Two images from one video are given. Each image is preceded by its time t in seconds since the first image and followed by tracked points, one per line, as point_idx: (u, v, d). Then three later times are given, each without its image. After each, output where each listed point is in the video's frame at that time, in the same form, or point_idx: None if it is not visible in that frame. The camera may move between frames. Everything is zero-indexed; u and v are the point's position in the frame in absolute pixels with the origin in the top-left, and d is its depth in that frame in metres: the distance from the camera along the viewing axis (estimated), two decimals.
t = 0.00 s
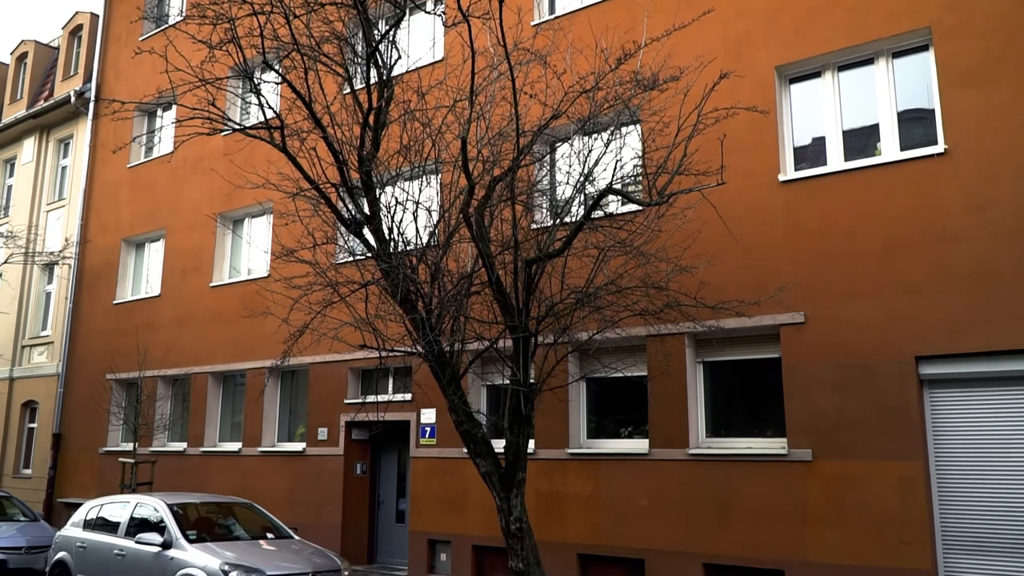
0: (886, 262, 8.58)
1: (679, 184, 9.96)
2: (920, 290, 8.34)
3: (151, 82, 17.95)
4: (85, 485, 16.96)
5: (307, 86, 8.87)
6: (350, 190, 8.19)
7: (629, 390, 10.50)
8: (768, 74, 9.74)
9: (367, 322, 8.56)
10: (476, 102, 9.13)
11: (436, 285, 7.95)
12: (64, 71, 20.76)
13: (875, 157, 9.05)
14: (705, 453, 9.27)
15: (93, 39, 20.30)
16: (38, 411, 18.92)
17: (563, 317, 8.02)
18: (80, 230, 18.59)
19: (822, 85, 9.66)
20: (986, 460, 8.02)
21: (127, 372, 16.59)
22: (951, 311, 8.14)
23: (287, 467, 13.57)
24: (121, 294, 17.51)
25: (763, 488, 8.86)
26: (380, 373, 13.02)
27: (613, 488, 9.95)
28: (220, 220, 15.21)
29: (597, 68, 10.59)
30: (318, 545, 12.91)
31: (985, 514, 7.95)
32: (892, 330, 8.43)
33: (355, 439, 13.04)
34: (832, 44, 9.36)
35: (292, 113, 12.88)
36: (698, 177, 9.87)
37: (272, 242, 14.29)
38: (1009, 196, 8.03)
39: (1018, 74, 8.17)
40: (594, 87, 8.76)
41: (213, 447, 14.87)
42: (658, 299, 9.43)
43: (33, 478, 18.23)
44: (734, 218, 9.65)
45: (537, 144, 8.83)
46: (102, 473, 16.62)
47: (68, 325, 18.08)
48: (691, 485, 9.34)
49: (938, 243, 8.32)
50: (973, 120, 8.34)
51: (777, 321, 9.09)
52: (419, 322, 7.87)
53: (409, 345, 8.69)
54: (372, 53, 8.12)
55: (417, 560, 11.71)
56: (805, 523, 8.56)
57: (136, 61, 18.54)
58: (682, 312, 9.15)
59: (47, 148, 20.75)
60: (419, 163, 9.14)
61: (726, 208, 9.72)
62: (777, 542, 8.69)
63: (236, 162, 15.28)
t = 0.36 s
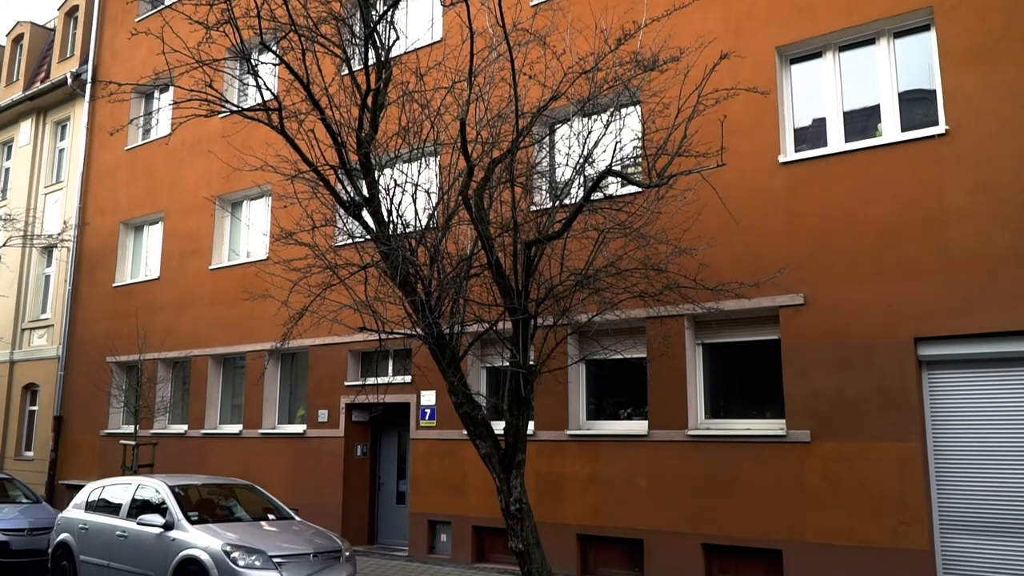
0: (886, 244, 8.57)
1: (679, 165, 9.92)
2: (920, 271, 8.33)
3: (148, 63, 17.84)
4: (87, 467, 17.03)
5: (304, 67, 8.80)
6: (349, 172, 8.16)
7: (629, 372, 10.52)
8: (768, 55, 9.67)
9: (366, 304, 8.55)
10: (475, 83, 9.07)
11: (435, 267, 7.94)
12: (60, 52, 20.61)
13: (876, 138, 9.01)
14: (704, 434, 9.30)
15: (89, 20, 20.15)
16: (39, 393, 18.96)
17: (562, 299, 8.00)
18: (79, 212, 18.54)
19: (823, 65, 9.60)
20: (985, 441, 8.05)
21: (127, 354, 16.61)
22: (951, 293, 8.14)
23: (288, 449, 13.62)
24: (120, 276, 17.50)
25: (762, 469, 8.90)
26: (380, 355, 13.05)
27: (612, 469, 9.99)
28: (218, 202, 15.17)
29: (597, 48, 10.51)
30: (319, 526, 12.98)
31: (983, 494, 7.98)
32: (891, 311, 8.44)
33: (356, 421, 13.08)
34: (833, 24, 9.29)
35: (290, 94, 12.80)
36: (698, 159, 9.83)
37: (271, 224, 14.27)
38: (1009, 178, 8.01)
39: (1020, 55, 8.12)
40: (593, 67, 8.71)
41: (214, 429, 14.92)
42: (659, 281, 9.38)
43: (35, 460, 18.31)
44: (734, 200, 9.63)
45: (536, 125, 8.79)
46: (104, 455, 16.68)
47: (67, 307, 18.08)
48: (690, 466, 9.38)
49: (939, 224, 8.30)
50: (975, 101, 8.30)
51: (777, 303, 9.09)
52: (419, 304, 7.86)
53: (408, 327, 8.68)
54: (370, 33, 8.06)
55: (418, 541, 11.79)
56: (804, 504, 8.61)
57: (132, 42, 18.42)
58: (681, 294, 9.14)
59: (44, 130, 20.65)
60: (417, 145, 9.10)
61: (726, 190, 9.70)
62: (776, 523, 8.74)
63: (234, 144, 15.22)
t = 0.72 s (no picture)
0: (886, 227, 8.55)
1: (679, 148, 9.89)
2: (920, 255, 8.32)
3: (145, 46, 17.74)
4: (89, 449, 17.09)
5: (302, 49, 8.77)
6: (347, 155, 8.14)
7: (628, 355, 10.54)
8: (769, 36, 9.61)
9: (365, 287, 8.55)
10: (474, 65, 9.03)
11: (435, 251, 7.93)
12: (57, 34, 20.47)
13: (877, 120, 8.97)
14: (703, 416, 9.33)
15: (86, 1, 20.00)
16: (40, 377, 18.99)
17: (562, 282, 7.97)
18: (78, 195, 18.50)
19: (824, 47, 9.54)
20: (983, 424, 8.07)
21: (128, 338, 16.62)
22: (950, 275, 8.15)
23: (289, 432, 13.68)
24: (120, 260, 17.49)
25: (760, 451, 8.94)
26: (380, 338, 13.07)
27: (611, 451, 10.03)
28: (217, 185, 15.15)
29: (597, 30, 10.44)
30: (320, 508, 13.05)
31: (981, 476, 8.01)
32: (890, 294, 8.45)
33: (356, 404, 13.13)
34: (835, 5, 9.23)
35: (288, 76, 12.75)
36: (698, 141, 9.80)
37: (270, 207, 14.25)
38: (1010, 160, 7.99)
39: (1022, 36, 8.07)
40: (593, 49, 8.67)
41: (215, 412, 14.96)
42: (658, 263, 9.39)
43: (37, 443, 18.36)
44: (734, 183, 9.61)
45: (535, 107, 8.75)
46: (105, 438, 16.74)
47: (67, 291, 18.09)
48: (689, 448, 9.42)
49: (939, 207, 8.29)
50: (976, 83, 8.26)
51: (777, 286, 9.10)
52: (418, 287, 7.87)
53: (408, 311, 8.68)
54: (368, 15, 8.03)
55: (418, 523, 11.86)
56: (802, 486, 8.66)
57: (129, 24, 18.30)
58: (681, 277, 9.14)
59: (42, 113, 20.55)
60: (416, 128, 9.07)
61: (727, 172, 9.68)
62: (774, 504, 8.79)
63: (233, 127, 15.17)
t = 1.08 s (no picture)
0: (887, 209, 8.54)
1: (679, 129, 9.85)
2: (921, 236, 8.31)
3: (142, 26, 17.62)
4: (91, 431, 17.14)
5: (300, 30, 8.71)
6: (346, 137, 8.11)
7: (627, 337, 10.54)
8: (770, 16, 9.54)
9: (364, 269, 8.54)
10: (473, 46, 8.98)
11: (434, 233, 7.92)
12: (53, 15, 20.32)
13: (878, 101, 8.92)
14: (703, 398, 9.34)
15: None
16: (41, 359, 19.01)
17: (561, 264, 7.96)
18: (76, 177, 18.44)
19: (826, 27, 9.47)
20: (982, 405, 8.08)
21: (128, 320, 16.63)
22: (950, 257, 8.14)
23: (289, 414, 13.71)
24: (119, 242, 17.46)
25: (759, 433, 8.97)
26: (380, 321, 13.08)
27: (611, 432, 10.07)
28: (216, 167, 15.09)
29: (597, 10, 10.35)
30: (321, 489, 13.11)
31: (979, 457, 8.04)
32: (890, 276, 8.44)
33: (356, 386, 13.16)
34: None
35: (285, 57, 12.66)
36: (698, 122, 9.76)
37: (269, 190, 14.21)
38: (1011, 141, 7.97)
39: None
40: (593, 29, 8.62)
41: (215, 394, 15.00)
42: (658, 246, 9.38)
43: (39, 425, 18.42)
44: (734, 164, 9.57)
45: (535, 88, 8.71)
46: (107, 420, 16.78)
47: (67, 274, 18.08)
48: (689, 429, 9.45)
49: (940, 188, 8.26)
50: (978, 63, 8.21)
51: (776, 268, 9.09)
52: (418, 270, 7.90)
53: (408, 293, 8.68)
54: None
55: (419, 504, 11.92)
56: (801, 467, 8.70)
57: (126, 4, 18.16)
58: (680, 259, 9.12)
59: (39, 94, 20.43)
60: (415, 110, 9.02)
61: (727, 154, 9.64)
62: (773, 485, 8.84)
63: (231, 108, 15.09)
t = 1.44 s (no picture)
0: (887, 191, 8.52)
1: (679, 112, 9.80)
2: (921, 219, 8.30)
3: (139, 9, 17.50)
4: (92, 415, 17.20)
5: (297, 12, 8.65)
6: (345, 120, 8.09)
7: (627, 320, 10.55)
8: None
9: (363, 253, 8.53)
10: (472, 28, 8.93)
11: (434, 217, 7.91)
12: None
13: (879, 83, 8.87)
14: (703, 381, 9.36)
15: None
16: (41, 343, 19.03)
17: (561, 248, 7.95)
18: (74, 160, 18.38)
19: (827, 8, 9.39)
20: (981, 388, 8.10)
21: (128, 304, 16.63)
22: (950, 240, 8.13)
23: (289, 397, 13.75)
24: (118, 226, 17.44)
25: (758, 415, 9.00)
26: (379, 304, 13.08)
27: (610, 415, 10.10)
28: (214, 151, 15.04)
29: None
30: (321, 472, 13.17)
31: (977, 440, 8.08)
32: (890, 259, 8.44)
33: (356, 369, 13.19)
34: None
35: (284, 40, 12.59)
36: (699, 105, 9.71)
37: (268, 173, 14.17)
38: (1013, 123, 7.93)
39: None
40: (593, 11, 8.55)
41: (216, 378, 15.03)
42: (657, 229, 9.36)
43: (40, 409, 18.47)
44: (734, 147, 9.54)
45: (534, 71, 8.66)
46: (108, 403, 16.83)
47: (66, 258, 18.06)
48: (688, 412, 9.48)
49: (940, 171, 8.24)
50: (980, 45, 8.16)
51: (776, 251, 9.09)
52: (417, 254, 7.90)
53: (407, 277, 8.68)
54: None
55: (419, 486, 11.98)
56: (800, 450, 8.73)
57: None
58: (680, 242, 9.11)
59: (36, 77, 20.33)
60: (414, 93, 8.98)
61: (727, 137, 9.61)
62: (772, 468, 8.88)
63: (229, 91, 15.02)
